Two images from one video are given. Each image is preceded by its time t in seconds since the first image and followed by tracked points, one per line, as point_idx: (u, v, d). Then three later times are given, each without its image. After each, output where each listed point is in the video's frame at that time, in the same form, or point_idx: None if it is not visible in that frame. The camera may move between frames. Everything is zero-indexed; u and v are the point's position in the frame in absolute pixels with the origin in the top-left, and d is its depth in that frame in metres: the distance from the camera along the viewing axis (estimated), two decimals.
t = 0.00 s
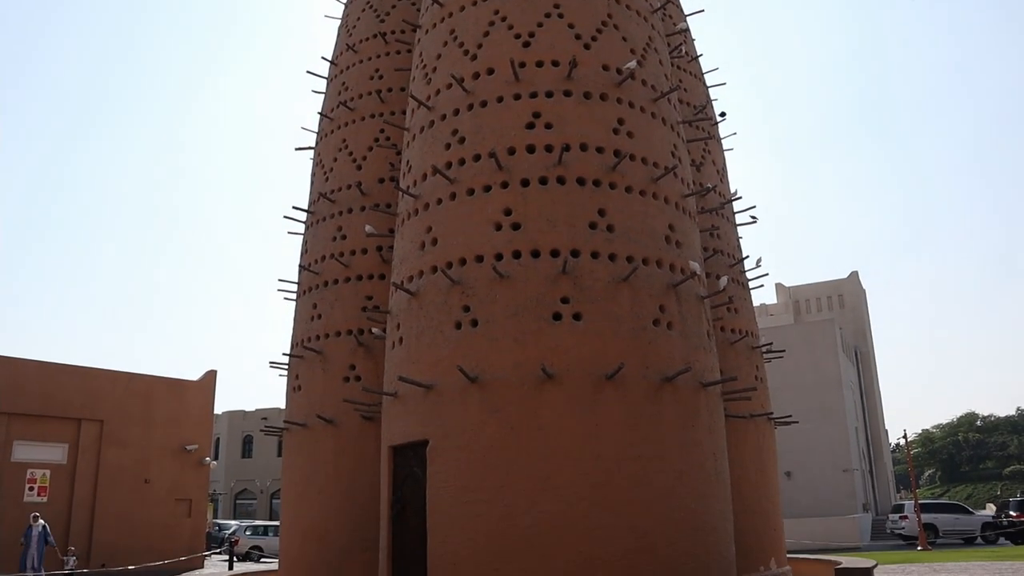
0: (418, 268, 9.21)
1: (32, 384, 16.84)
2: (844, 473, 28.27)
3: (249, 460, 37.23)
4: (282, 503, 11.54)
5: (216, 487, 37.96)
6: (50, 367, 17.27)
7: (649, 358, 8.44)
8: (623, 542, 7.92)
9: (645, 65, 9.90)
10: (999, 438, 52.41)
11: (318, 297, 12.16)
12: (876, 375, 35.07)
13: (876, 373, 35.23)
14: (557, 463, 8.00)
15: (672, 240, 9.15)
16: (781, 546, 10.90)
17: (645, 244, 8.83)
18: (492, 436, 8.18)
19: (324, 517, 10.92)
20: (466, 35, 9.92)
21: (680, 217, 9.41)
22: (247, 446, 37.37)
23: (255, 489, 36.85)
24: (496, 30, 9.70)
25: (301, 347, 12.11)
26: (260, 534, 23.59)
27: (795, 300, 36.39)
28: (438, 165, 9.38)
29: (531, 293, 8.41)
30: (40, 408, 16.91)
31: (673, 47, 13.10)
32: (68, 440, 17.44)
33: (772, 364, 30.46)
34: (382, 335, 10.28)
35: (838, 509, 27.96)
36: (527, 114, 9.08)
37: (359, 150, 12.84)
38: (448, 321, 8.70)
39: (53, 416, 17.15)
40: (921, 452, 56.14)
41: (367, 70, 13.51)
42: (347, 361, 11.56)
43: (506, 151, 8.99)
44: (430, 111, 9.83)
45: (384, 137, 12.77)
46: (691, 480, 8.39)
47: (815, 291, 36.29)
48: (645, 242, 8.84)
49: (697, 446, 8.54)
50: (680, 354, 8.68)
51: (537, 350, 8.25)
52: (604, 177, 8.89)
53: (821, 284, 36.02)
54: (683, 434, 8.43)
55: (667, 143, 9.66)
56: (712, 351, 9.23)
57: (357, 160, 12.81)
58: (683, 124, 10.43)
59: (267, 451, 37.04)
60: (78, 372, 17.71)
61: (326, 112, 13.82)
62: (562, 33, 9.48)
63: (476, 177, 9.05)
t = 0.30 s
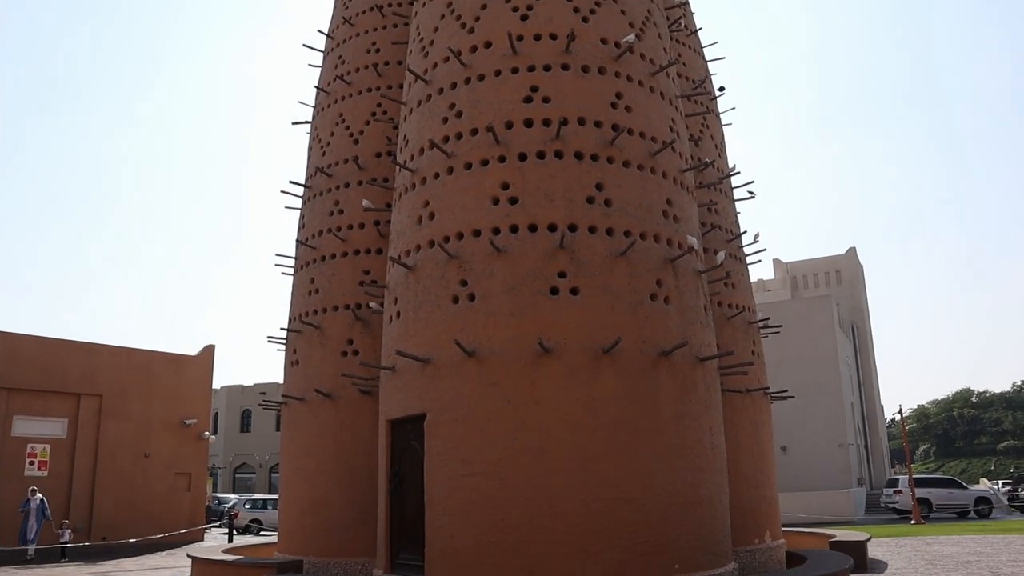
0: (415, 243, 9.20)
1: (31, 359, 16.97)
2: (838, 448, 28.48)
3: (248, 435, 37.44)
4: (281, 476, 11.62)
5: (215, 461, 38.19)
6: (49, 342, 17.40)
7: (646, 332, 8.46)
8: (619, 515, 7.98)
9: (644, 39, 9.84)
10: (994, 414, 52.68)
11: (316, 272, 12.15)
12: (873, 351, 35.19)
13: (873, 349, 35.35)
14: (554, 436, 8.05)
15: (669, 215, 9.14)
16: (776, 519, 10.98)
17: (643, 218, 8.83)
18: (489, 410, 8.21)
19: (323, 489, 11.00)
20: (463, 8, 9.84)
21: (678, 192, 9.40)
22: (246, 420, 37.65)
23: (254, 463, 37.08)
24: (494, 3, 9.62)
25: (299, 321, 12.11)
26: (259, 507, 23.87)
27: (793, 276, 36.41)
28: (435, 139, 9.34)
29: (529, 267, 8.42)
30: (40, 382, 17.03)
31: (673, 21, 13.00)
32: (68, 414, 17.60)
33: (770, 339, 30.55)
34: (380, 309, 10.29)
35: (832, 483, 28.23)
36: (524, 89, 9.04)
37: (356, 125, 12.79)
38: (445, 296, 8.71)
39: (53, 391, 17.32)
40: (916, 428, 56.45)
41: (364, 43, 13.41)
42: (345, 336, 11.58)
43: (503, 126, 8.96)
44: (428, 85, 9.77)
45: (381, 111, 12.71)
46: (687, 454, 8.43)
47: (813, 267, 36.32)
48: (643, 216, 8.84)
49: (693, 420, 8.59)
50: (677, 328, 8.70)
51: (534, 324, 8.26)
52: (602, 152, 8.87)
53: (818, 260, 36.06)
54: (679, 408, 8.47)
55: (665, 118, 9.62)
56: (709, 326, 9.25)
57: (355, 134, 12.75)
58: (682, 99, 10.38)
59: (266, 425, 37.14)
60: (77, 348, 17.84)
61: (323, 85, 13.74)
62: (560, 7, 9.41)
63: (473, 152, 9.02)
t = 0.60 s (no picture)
0: (408, 214, 9.17)
1: (22, 331, 17.08)
2: (828, 420, 28.78)
3: (241, 406, 37.57)
4: (274, 447, 11.67)
5: (209, 432, 38.39)
6: (41, 315, 17.48)
7: (639, 304, 8.48)
8: (611, 485, 8.04)
9: (638, 9, 9.76)
10: (982, 386, 53.08)
11: (308, 244, 12.12)
12: (863, 324, 35.43)
13: (863, 322, 35.58)
14: (546, 407, 8.09)
15: (662, 187, 9.13)
16: (765, 489, 11.09)
17: (636, 190, 8.82)
18: (481, 381, 8.24)
19: (316, 461, 11.05)
20: None
21: (671, 163, 9.39)
22: (238, 392, 37.65)
23: (248, 435, 37.22)
24: None
25: (292, 293, 12.10)
26: (253, 478, 24.01)
27: (784, 248, 36.28)
28: (428, 109, 9.28)
29: (522, 238, 8.41)
30: (32, 355, 17.15)
31: None
32: (61, 386, 17.74)
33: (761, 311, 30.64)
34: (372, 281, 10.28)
35: (821, 455, 28.56)
36: (518, 59, 8.98)
37: (348, 95, 12.69)
38: (437, 267, 8.70)
39: (45, 364, 17.43)
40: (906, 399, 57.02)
41: (356, 12, 13.26)
42: (338, 307, 11.58)
43: (496, 96, 8.91)
44: (420, 55, 9.70)
45: (373, 82, 12.61)
46: (678, 424, 8.49)
47: (805, 238, 36.09)
48: (636, 188, 8.83)
49: (685, 391, 8.62)
50: (670, 300, 8.72)
51: (527, 296, 8.27)
52: (595, 123, 8.84)
53: (811, 232, 35.93)
54: (671, 379, 8.51)
55: (659, 89, 9.58)
56: (701, 298, 9.28)
57: (346, 105, 12.66)
58: (675, 70, 10.33)
59: (259, 396, 37.17)
60: (68, 320, 17.92)
61: (314, 55, 13.60)
62: None
63: (465, 122, 8.98)
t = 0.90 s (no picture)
0: (401, 187, 9.14)
1: (13, 304, 17.08)
2: (819, 393, 29.04)
3: (235, 380, 37.63)
4: (267, 420, 11.70)
5: (202, 406, 38.46)
6: (31, 288, 17.47)
7: (632, 277, 8.50)
8: (603, 457, 8.10)
9: None
10: (972, 360, 53.47)
11: (301, 217, 12.07)
12: (855, 298, 35.62)
13: (855, 297, 35.77)
14: (539, 379, 8.12)
15: (656, 160, 9.11)
16: (756, 461, 11.19)
17: (630, 163, 8.81)
18: (474, 353, 8.26)
19: (310, 433, 11.10)
20: None
21: (664, 136, 9.36)
22: (232, 365, 37.74)
23: (241, 408, 37.30)
24: None
25: (284, 266, 12.07)
26: (247, 451, 24.10)
27: (778, 222, 36.32)
28: (421, 82, 9.22)
29: (515, 211, 8.40)
30: (23, 327, 17.17)
31: None
32: (53, 359, 17.74)
33: (754, 284, 30.71)
34: (365, 254, 10.26)
35: (812, 427, 28.87)
36: (511, 31, 8.91)
37: (340, 67, 12.58)
38: (430, 240, 8.68)
39: (36, 337, 17.44)
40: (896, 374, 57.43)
41: None
42: (330, 280, 11.56)
43: (489, 69, 8.86)
44: (412, 26, 9.61)
45: (365, 53, 12.50)
46: (670, 397, 8.53)
47: (799, 213, 36.23)
48: (630, 161, 8.82)
49: (676, 364, 8.67)
50: (663, 273, 8.74)
51: (520, 268, 8.28)
52: (588, 95, 8.80)
53: (804, 206, 36.01)
54: (663, 352, 8.55)
55: (653, 61, 9.53)
56: (694, 271, 9.29)
57: (338, 77, 12.56)
58: (669, 43, 10.27)
59: (252, 370, 37.19)
60: (60, 293, 17.90)
61: (305, 27, 13.46)
62: None
63: (458, 94, 8.93)
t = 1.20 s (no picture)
0: (395, 158, 9.10)
1: (5, 276, 17.08)
2: (813, 366, 29.20)
3: (229, 353, 37.66)
4: (262, 393, 11.72)
5: (197, 379, 38.53)
6: (23, 261, 17.45)
7: (626, 249, 8.50)
8: (597, 429, 8.15)
9: None
10: (963, 334, 53.79)
11: (294, 189, 12.02)
12: (847, 272, 35.71)
13: (848, 271, 35.84)
14: (533, 351, 8.15)
15: (650, 132, 9.09)
16: (748, 433, 11.27)
17: (625, 135, 8.78)
18: (468, 326, 8.27)
19: (305, 405, 11.13)
20: None
21: (659, 108, 9.33)
22: (227, 337, 37.77)
23: (236, 381, 37.38)
24: None
25: (278, 239, 12.04)
26: (241, 423, 24.16)
27: (772, 196, 36.24)
28: (415, 52, 9.15)
29: (509, 183, 8.38)
30: (15, 300, 17.18)
31: None
32: (47, 332, 17.76)
33: (748, 258, 30.73)
34: (359, 226, 10.23)
35: (804, 400, 29.09)
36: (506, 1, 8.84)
37: (333, 37, 12.46)
38: (424, 212, 8.66)
39: (29, 309, 17.46)
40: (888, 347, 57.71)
41: None
42: (324, 252, 11.54)
43: (484, 39, 8.79)
44: None
45: (359, 23, 12.38)
46: (663, 369, 8.57)
47: (794, 186, 36.14)
48: (625, 133, 8.79)
49: (670, 337, 8.69)
50: (657, 245, 8.74)
51: (514, 240, 8.27)
52: (584, 67, 8.75)
53: (799, 180, 35.90)
54: (657, 324, 8.57)
55: (648, 33, 9.46)
56: (688, 244, 9.30)
57: (332, 47, 12.45)
58: (665, 15, 10.21)
59: (246, 343, 37.19)
60: (52, 266, 17.88)
61: None
62: None
63: (453, 65, 8.87)
